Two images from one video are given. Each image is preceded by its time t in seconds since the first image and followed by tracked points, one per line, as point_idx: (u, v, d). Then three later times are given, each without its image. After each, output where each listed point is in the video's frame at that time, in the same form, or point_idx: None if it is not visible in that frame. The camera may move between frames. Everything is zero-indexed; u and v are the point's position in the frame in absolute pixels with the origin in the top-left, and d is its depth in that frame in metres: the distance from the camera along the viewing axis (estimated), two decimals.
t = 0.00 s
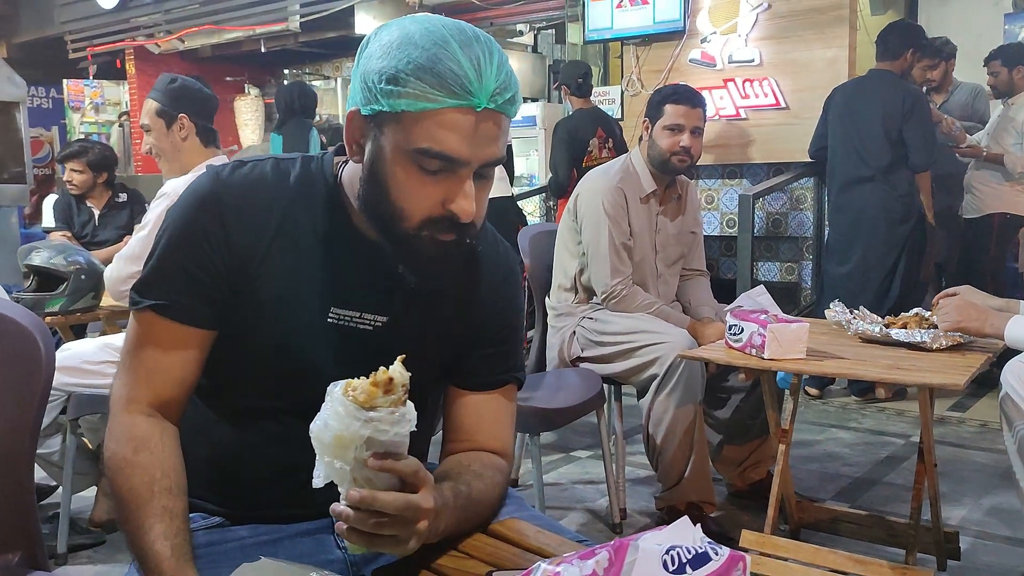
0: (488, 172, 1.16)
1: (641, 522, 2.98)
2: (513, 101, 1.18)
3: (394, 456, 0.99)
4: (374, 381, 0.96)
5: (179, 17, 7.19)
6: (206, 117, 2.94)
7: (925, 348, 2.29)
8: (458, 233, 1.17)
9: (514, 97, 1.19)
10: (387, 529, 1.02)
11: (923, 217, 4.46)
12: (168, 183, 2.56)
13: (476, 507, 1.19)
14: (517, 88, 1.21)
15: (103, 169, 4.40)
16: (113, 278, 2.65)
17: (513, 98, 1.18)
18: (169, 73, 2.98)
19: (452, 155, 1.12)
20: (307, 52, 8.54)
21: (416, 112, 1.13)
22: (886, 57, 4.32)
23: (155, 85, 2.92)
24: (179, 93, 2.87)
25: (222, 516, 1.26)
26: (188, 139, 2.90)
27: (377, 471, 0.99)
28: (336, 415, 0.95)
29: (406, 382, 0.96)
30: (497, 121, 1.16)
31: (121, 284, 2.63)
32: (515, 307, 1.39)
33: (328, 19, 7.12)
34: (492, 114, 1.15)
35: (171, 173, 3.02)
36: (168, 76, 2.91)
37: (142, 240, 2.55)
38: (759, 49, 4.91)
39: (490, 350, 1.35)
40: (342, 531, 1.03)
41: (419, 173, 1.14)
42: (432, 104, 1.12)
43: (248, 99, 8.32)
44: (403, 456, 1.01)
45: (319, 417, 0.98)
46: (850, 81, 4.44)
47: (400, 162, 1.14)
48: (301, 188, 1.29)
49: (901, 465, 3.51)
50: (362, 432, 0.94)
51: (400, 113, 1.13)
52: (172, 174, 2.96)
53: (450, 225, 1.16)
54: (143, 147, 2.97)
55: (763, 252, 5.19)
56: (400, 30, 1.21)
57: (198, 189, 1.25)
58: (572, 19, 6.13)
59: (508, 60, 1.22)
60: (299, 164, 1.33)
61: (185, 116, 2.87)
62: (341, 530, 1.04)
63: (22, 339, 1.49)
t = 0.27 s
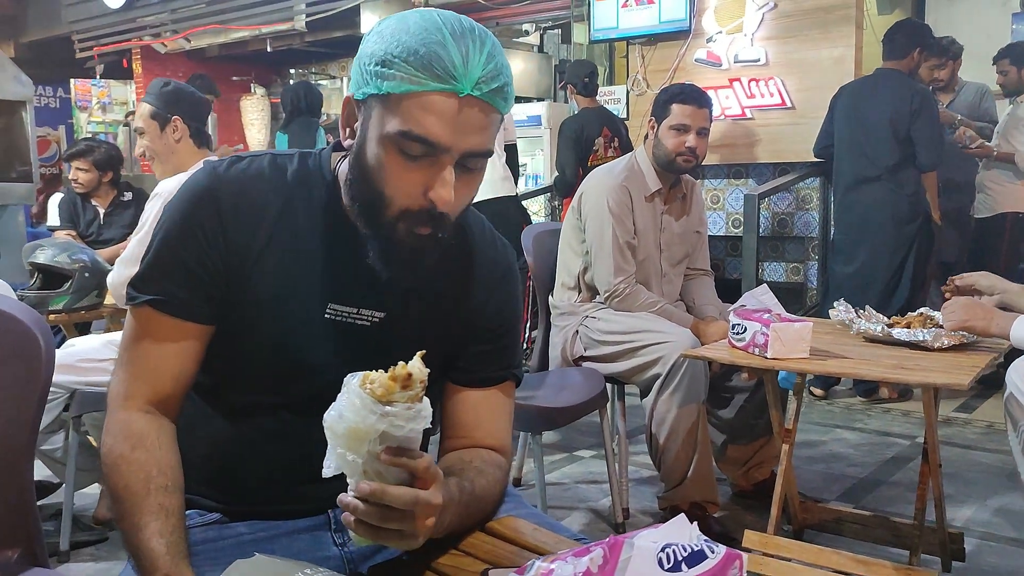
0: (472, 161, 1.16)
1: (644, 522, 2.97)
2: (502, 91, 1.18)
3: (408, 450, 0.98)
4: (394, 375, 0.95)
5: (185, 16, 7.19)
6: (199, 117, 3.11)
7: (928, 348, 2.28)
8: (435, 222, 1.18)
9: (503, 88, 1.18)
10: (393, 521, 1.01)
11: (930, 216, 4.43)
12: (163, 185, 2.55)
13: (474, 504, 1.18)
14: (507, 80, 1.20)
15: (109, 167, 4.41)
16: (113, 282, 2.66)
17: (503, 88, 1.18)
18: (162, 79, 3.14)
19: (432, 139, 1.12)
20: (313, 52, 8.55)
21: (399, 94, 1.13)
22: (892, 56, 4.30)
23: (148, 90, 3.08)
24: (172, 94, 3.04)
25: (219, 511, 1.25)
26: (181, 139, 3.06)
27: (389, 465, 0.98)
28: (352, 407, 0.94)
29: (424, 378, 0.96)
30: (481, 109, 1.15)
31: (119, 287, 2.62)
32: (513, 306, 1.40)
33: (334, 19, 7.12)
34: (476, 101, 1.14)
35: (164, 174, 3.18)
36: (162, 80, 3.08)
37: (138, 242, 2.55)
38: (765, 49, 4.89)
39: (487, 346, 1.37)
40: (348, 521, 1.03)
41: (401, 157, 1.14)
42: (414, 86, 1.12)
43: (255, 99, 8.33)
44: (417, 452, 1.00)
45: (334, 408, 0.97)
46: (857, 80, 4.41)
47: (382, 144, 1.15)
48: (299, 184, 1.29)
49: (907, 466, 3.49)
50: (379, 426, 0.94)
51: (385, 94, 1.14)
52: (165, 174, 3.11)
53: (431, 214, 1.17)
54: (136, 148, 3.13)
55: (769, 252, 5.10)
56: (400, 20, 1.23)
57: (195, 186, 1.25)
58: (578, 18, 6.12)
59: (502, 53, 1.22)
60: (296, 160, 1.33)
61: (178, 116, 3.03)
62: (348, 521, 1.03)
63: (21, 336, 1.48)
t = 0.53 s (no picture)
0: (467, 153, 1.15)
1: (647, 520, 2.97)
2: (498, 84, 1.18)
3: (414, 439, 0.98)
4: (392, 369, 0.93)
5: (190, 14, 7.20)
6: (186, 121, 3.22)
7: (932, 346, 2.27)
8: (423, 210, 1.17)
9: (501, 82, 1.18)
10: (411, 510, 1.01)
11: (936, 215, 4.42)
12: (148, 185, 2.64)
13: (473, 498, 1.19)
14: (506, 75, 1.20)
15: (115, 165, 4.43)
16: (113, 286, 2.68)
17: (500, 82, 1.18)
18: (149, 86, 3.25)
19: (425, 127, 1.11)
20: (319, 50, 8.55)
21: (396, 79, 1.13)
22: (899, 54, 4.28)
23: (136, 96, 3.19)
24: (159, 98, 3.15)
25: (220, 507, 1.25)
26: (169, 141, 3.18)
27: (402, 458, 0.97)
28: (357, 410, 0.92)
29: (419, 365, 0.94)
30: (476, 101, 1.15)
31: (120, 290, 2.62)
32: (512, 304, 1.41)
33: (339, 17, 7.12)
34: (471, 92, 1.14)
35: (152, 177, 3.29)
36: (149, 86, 3.18)
37: (133, 240, 2.61)
38: (771, 47, 4.87)
39: (487, 343, 1.37)
40: (362, 523, 1.01)
41: (395, 143, 1.13)
42: (410, 70, 1.12)
43: (261, 97, 8.34)
44: (424, 439, 0.99)
45: (337, 415, 0.94)
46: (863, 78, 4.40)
47: (376, 130, 1.14)
48: (299, 180, 1.29)
49: (912, 465, 3.48)
50: (390, 423, 0.92)
51: (383, 80, 1.15)
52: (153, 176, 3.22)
53: (419, 203, 1.16)
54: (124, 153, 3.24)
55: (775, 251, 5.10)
56: (408, 12, 1.24)
57: (195, 183, 1.25)
58: (583, 17, 6.12)
59: (504, 49, 1.22)
60: (296, 157, 1.33)
61: (165, 120, 3.15)
62: (362, 524, 1.02)
63: (25, 332, 1.51)
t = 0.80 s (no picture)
0: (465, 154, 1.15)
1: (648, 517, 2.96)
2: (504, 88, 1.17)
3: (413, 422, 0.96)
4: (384, 355, 0.91)
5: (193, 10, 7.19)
6: (178, 120, 3.23)
7: (934, 344, 2.26)
8: (419, 208, 1.17)
9: (506, 86, 1.18)
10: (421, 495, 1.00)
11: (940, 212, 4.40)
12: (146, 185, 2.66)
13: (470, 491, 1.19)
14: (512, 80, 1.20)
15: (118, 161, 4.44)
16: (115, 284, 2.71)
17: (506, 85, 1.18)
18: (140, 84, 3.26)
19: (426, 124, 1.11)
20: (323, 46, 8.55)
21: (402, 74, 1.13)
22: (904, 50, 4.26)
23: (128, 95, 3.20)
24: (150, 98, 3.16)
25: (219, 502, 1.26)
26: (161, 141, 3.19)
27: (410, 443, 0.96)
28: (362, 402, 0.90)
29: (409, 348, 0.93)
30: (480, 102, 1.14)
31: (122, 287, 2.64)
32: (509, 299, 1.41)
33: (343, 13, 7.12)
34: (476, 92, 1.14)
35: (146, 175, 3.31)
36: (141, 85, 3.19)
37: (132, 239, 2.61)
38: (775, 43, 4.86)
39: (483, 337, 1.38)
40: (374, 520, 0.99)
41: (396, 138, 1.13)
42: (416, 66, 1.12)
43: (264, 93, 8.34)
44: (423, 420, 0.98)
45: (340, 414, 0.91)
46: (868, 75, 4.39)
47: (379, 124, 1.14)
48: (294, 179, 1.29)
49: (915, 463, 3.47)
50: (393, 408, 0.91)
51: (390, 73, 1.14)
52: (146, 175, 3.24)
53: (415, 199, 1.15)
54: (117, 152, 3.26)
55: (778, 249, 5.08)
56: (420, 9, 1.23)
57: (191, 186, 1.26)
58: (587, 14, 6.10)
59: (512, 54, 1.21)
60: (293, 155, 1.33)
61: (157, 120, 3.16)
62: (373, 521, 1.00)
63: (24, 323, 1.50)
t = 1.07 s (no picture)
0: (444, 128, 1.15)
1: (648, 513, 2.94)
2: (481, 60, 1.17)
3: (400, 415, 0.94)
4: (366, 348, 0.89)
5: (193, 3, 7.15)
6: (179, 110, 3.21)
7: (937, 339, 2.24)
8: (396, 185, 1.17)
9: (484, 59, 1.18)
10: (412, 490, 0.98)
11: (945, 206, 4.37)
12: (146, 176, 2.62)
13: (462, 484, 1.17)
14: (491, 54, 1.19)
15: (117, 153, 4.41)
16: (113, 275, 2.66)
17: (483, 57, 1.17)
18: (145, 73, 3.27)
19: (402, 98, 1.12)
20: (324, 39, 8.50)
21: (378, 49, 1.13)
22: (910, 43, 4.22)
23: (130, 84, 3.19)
24: (152, 87, 3.14)
25: (208, 493, 1.23)
26: (162, 130, 3.17)
27: (399, 437, 0.94)
28: (350, 398, 0.88)
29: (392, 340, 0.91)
30: (456, 76, 1.14)
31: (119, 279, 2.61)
32: (503, 288, 1.40)
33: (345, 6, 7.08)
34: (452, 66, 1.14)
35: (145, 165, 3.28)
36: (144, 75, 3.20)
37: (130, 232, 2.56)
38: (779, 37, 4.82)
39: (476, 326, 1.36)
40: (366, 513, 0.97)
41: (372, 115, 1.14)
42: (391, 41, 1.12)
43: (266, 86, 8.30)
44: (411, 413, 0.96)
45: (328, 411, 0.89)
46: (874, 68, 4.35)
47: (357, 102, 1.15)
48: (286, 158, 1.29)
49: (917, 460, 3.45)
50: (382, 402, 0.89)
51: (367, 49, 1.15)
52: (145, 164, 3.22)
53: (392, 174, 1.16)
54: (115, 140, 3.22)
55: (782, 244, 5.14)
56: None
57: (185, 164, 1.25)
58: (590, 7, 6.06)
59: (491, 28, 1.21)
60: (285, 135, 1.33)
61: (158, 109, 3.14)
62: (364, 516, 0.98)
63: (15, 313, 1.46)
